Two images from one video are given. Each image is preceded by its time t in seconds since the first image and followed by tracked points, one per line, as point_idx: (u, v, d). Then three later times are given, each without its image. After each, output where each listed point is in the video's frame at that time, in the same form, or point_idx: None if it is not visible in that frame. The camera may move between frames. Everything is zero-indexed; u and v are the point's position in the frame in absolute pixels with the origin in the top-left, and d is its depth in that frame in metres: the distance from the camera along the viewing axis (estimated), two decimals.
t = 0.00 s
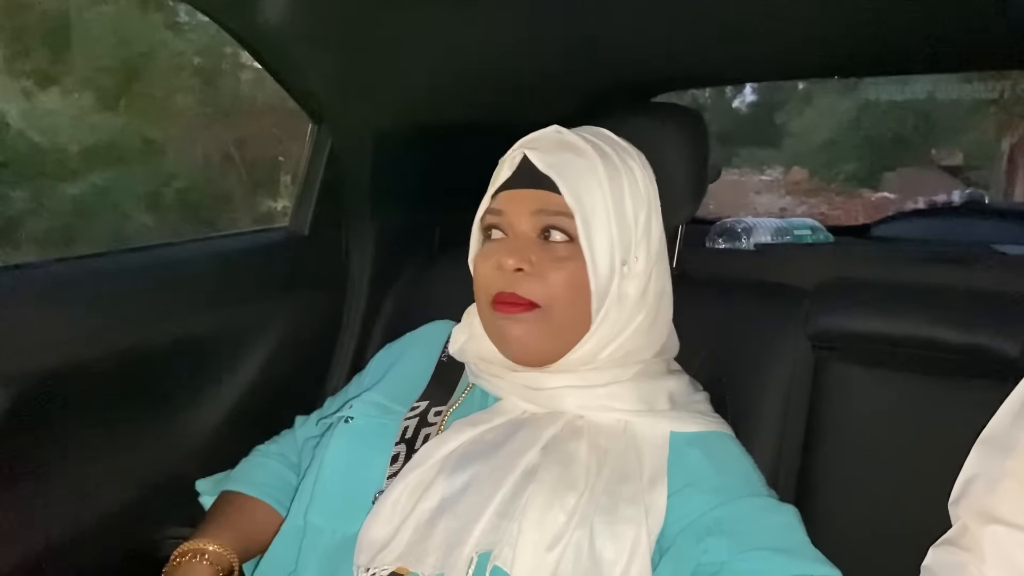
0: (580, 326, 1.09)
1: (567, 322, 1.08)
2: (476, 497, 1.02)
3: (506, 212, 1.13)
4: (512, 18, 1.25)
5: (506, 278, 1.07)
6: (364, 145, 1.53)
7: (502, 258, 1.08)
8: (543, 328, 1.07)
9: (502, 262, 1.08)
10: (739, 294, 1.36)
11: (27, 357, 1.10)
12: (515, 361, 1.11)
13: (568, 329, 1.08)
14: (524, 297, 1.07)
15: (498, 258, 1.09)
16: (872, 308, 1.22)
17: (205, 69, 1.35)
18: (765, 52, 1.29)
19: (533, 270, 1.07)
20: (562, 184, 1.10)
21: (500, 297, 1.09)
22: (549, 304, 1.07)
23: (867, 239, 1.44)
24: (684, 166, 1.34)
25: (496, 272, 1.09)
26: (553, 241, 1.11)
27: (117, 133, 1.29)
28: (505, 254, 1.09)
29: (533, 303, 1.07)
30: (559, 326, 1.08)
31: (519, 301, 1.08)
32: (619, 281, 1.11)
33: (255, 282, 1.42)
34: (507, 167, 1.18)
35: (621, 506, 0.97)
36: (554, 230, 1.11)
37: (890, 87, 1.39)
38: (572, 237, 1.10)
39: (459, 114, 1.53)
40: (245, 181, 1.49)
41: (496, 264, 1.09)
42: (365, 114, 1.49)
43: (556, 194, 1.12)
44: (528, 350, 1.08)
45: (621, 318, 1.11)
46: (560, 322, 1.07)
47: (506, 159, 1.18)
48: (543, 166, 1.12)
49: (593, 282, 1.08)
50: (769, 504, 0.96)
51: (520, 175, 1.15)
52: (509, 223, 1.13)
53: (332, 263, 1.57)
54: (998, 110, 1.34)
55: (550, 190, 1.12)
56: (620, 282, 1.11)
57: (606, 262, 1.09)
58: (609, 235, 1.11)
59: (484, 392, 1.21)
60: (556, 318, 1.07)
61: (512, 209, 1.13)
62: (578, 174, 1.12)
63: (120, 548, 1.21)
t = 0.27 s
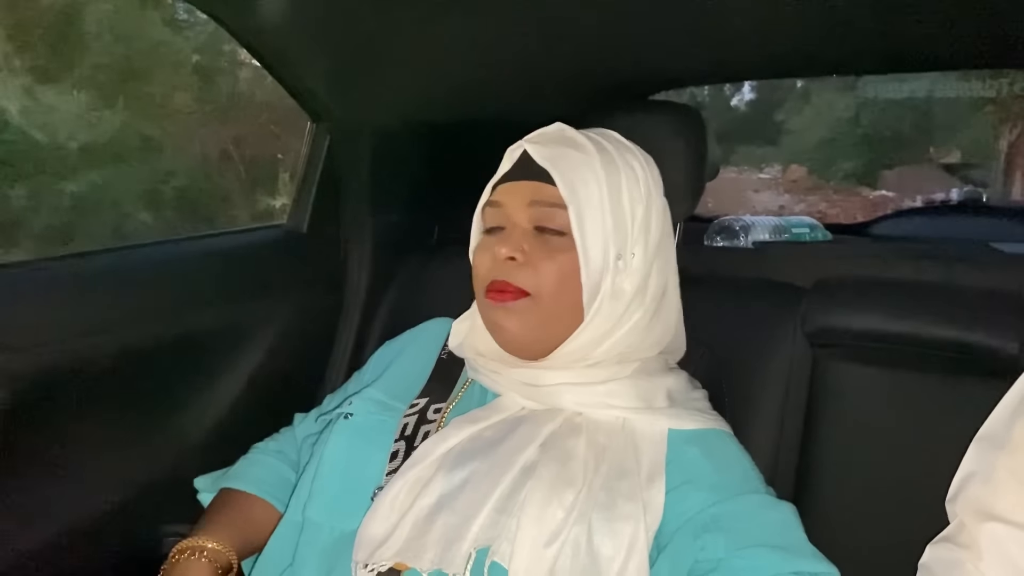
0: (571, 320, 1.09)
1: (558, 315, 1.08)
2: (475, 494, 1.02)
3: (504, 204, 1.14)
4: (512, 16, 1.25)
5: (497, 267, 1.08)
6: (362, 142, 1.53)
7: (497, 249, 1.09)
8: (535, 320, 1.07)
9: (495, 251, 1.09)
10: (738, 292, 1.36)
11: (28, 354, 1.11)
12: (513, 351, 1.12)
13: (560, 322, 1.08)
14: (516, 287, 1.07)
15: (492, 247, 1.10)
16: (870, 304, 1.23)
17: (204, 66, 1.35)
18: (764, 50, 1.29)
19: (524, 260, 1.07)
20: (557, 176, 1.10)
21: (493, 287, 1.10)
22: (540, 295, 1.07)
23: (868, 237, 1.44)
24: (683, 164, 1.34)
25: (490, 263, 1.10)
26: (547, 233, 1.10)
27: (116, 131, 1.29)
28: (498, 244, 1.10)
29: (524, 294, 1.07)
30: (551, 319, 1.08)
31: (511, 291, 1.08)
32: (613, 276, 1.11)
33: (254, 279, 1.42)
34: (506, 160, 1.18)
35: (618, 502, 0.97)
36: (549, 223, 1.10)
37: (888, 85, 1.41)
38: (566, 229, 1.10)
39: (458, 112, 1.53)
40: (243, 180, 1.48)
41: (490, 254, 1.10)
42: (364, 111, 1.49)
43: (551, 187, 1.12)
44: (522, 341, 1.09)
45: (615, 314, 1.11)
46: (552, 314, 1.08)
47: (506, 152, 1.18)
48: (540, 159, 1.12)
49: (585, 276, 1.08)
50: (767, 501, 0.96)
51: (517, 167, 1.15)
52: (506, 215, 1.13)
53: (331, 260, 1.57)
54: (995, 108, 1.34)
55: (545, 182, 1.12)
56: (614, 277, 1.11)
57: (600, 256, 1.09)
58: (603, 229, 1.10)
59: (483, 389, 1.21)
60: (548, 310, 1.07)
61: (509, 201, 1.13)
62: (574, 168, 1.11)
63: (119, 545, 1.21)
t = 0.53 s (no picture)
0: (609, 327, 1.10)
1: (600, 323, 1.09)
2: (474, 491, 1.02)
3: (541, 214, 1.13)
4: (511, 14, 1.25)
5: (550, 281, 1.07)
6: (360, 139, 1.53)
7: (547, 262, 1.08)
8: (580, 329, 1.08)
9: (547, 265, 1.07)
10: (736, 290, 1.36)
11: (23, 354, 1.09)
12: (532, 360, 1.11)
13: (599, 330, 1.09)
14: (568, 300, 1.08)
15: (542, 261, 1.08)
16: (869, 305, 1.22)
17: (202, 64, 1.35)
18: (763, 48, 1.29)
19: (578, 273, 1.07)
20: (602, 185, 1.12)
21: (542, 301, 1.09)
22: (589, 305, 1.08)
23: (867, 234, 1.44)
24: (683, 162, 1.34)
25: (539, 276, 1.09)
26: (588, 244, 1.11)
27: (116, 128, 1.29)
28: (549, 257, 1.08)
29: (573, 305, 1.08)
30: (593, 327, 1.09)
31: (562, 304, 1.08)
32: (646, 282, 1.13)
33: (252, 277, 1.42)
34: (534, 166, 1.15)
35: (618, 500, 0.97)
36: (592, 234, 1.12)
37: (886, 84, 1.39)
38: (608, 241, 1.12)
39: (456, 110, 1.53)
40: (241, 176, 1.49)
41: (539, 267, 1.09)
42: (363, 110, 1.48)
43: (596, 198, 1.13)
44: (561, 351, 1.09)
45: (643, 318, 1.13)
46: (594, 321, 1.09)
47: (536, 159, 1.15)
48: (581, 167, 1.12)
49: (630, 282, 1.10)
50: (765, 499, 0.96)
51: (552, 175, 1.14)
52: (546, 225, 1.13)
53: (329, 258, 1.57)
54: (994, 107, 1.35)
55: (591, 193, 1.13)
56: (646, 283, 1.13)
57: (640, 263, 1.12)
58: (641, 237, 1.13)
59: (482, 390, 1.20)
60: (593, 320, 1.08)
61: (552, 213, 1.12)
62: (614, 177, 1.14)
63: (116, 543, 1.21)
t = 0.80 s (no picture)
0: (604, 324, 1.09)
1: (598, 320, 1.08)
2: (471, 490, 1.02)
3: (548, 206, 1.14)
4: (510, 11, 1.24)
5: (547, 269, 1.08)
6: (358, 137, 1.53)
7: (547, 250, 1.08)
8: (575, 323, 1.08)
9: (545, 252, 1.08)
10: (734, 289, 1.36)
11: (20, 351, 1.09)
12: (531, 354, 1.11)
13: (595, 327, 1.09)
14: (563, 291, 1.07)
15: (541, 248, 1.09)
16: (865, 303, 1.22)
17: (200, 60, 1.35)
18: (763, 46, 1.29)
19: (576, 265, 1.07)
20: (609, 181, 1.12)
21: (538, 288, 1.09)
22: (586, 300, 1.07)
23: (864, 234, 1.43)
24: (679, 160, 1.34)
25: (537, 263, 1.09)
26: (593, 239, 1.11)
27: (112, 124, 1.28)
28: (548, 245, 1.09)
29: (569, 298, 1.08)
30: (590, 324, 1.08)
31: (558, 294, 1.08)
32: (646, 283, 1.12)
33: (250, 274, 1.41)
34: (546, 155, 1.17)
35: (615, 500, 0.97)
36: (597, 229, 1.12)
37: (885, 83, 1.39)
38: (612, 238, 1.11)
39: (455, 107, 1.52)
40: (238, 173, 1.48)
41: (538, 254, 1.09)
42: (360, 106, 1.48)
43: (603, 193, 1.13)
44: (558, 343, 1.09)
45: (644, 319, 1.12)
46: (591, 318, 1.08)
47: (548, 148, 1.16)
48: (590, 161, 1.13)
49: (628, 281, 1.09)
50: (762, 500, 0.96)
51: (559, 166, 1.14)
52: (551, 215, 1.13)
53: (327, 256, 1.57)
54: (993, 106, 1.36)
55: (597, 188, 1.13)
56: (646, 284, 1.13)
57: (641, 263, 1.11)
58: (645, 236, 1.13)
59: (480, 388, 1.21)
60: (592, 316, 1.08)
61: (557, 204, 1.13)
62: (623, 175, 1.14)
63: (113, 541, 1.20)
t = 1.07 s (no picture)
0: (595, 318, 1.09)
1: (586, 315, 1.08)
2: (470, 486, 1.02)
3: (530, 203, 1.13)
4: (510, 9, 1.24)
5: (532, 267, 1.07)
6: (354, 134, 1.52)
7: (530, 248, 1.07)
8: (563, 319, 1.07)
9: (528, 250, 1.07)
10: (732, 286, 1.35)
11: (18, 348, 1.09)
12: (522, 350, 1.11)
13: (586, 322, 1.08)
14: (550, 287, 1.07)
15: (525, 246, 1.08)
16: (863, 302, 1.23)
17: (200, 57, 1.35)
18: (763, 46, 1.29)
19: (560, 262, 1.06)
20: (591, 175, 1.11)
21: (525, 287, 1.09)
22: (574, 295, 1.07)
23: (862, 233, 1.46)
24: (678, 158, 1.34)
25: (523, 261, 1.08)
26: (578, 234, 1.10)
27: (111, 120, 1.28)
28: (531, 243, 1.08)
29: (556, 294, 1.07)
30: (579, 318, 1.08)
31: (545, 291, 1.08)
32: (635, 275, 1.12)
33: (248, 271, 1.41)
34: (530, 153, 1.16)
35: (614, 496, 0.97)
36: (582, 225, 1.11)
37: (883, 81, 1.39)
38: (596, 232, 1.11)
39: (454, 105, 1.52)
40: (237, 170, 1.48)
41: (523, 252, 1.09)
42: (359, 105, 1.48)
43: (586, 188, 1.12)
44: (546, 340, 1.08)
45: (633, 312, 1.12)
46: (580, 313, 1.08)
47: (533, 145, 1.16)
48: (571, 157, 1.12)
49: (617, 274, 1.09)
50: (761, 497, 0.96)
51: (543, 163, 1.14)
52: (535, 213, 1.12)
53: (326, 253, 1.57)
54: (992, 105, 1.35)
55: (580, 183, 1.12)
56: (635, 276, 1.12)
57: (629, 255, 1.11)
58: (631, 229, 1.12)
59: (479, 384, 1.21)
60: (580, 311, 1.08)
61: (539, 201, 1.12)
62: (606, 168, 1.13)
63: (111, 538, 1.20)
